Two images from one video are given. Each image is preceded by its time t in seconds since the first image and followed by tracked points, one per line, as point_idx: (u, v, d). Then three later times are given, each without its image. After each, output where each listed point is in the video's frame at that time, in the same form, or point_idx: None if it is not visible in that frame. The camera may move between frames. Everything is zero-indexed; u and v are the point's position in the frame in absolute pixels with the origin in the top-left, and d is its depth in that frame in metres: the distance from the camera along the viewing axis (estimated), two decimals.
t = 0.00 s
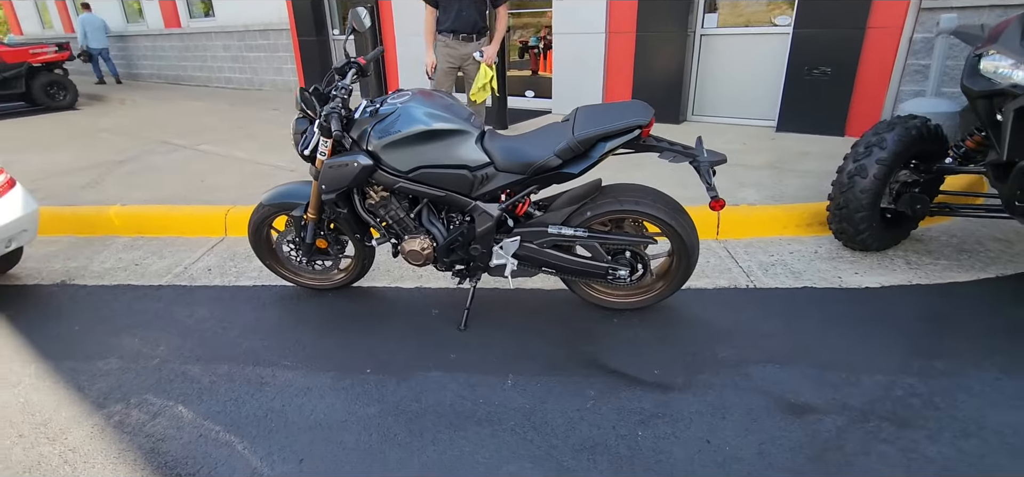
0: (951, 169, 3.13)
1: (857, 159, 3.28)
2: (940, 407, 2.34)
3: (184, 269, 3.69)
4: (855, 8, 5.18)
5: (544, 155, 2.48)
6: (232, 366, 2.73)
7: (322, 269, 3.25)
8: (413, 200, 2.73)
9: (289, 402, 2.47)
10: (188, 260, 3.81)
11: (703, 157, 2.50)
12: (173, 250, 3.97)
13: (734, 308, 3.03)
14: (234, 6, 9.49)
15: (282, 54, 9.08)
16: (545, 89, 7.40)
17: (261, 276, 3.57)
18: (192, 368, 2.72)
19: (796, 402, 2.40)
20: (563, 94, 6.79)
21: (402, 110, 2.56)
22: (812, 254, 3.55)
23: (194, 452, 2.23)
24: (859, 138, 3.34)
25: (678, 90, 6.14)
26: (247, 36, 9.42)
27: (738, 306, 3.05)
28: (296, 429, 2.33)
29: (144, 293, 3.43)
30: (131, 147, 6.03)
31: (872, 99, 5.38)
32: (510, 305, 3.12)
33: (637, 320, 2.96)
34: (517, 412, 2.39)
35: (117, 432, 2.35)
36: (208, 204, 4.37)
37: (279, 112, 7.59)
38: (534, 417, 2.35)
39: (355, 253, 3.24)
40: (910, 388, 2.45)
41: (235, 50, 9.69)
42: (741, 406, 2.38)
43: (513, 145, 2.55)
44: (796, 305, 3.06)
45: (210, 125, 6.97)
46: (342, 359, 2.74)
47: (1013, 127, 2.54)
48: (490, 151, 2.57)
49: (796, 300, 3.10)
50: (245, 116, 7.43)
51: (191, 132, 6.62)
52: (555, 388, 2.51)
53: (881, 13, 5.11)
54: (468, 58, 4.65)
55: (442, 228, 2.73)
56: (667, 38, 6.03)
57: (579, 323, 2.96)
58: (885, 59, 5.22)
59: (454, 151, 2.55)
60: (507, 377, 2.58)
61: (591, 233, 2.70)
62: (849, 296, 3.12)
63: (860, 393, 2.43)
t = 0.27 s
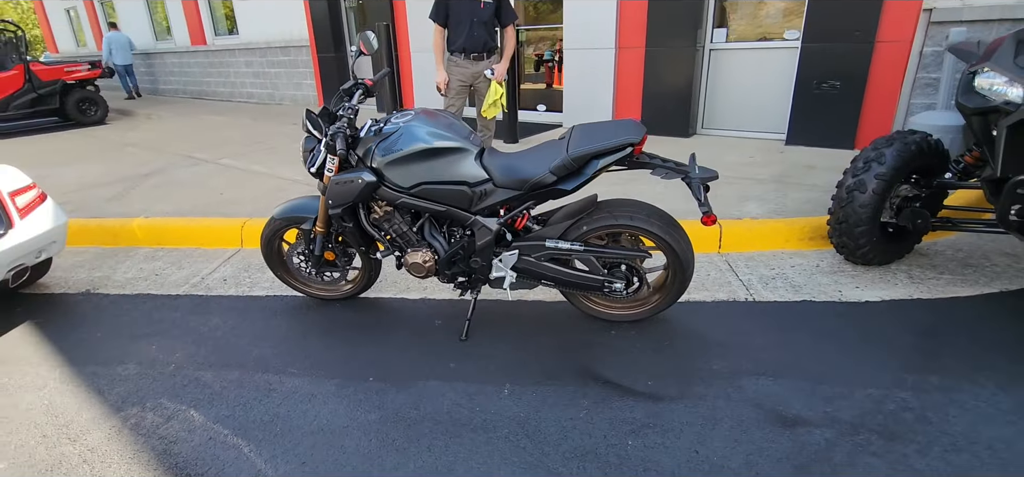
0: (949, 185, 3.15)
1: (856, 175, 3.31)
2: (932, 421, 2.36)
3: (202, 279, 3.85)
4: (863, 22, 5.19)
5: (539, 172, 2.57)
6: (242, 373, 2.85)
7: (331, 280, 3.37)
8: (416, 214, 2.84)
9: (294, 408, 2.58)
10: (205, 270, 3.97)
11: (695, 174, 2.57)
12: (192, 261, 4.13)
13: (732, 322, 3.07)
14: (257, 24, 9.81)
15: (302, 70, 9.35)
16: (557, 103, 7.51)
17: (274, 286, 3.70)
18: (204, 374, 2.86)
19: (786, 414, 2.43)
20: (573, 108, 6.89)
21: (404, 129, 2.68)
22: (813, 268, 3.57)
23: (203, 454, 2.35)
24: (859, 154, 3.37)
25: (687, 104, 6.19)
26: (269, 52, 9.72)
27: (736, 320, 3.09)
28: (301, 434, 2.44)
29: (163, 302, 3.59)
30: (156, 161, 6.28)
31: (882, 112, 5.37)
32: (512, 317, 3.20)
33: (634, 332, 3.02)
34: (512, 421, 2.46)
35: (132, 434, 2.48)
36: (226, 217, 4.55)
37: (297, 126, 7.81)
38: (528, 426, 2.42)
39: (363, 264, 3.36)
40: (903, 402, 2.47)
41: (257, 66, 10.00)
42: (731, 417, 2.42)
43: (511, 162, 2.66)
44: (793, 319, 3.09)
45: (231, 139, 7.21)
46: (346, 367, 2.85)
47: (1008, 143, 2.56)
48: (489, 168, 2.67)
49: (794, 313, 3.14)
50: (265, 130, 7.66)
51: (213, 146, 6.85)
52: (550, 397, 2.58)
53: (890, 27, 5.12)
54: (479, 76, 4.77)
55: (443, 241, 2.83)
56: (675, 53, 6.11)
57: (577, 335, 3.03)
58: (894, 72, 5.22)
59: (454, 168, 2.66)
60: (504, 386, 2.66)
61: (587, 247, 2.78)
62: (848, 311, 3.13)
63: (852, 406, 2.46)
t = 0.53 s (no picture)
0: (937, 196, 3.13)
1: (843, 186, 3.31)
2: (909, 435, 2.33)
3: (202, 289, 3.97)
4: (864, 33, 5.19)
5: (516, 184, 2.62)
6: (231, 379, 2.93)
7: (323, 290, 3.45)
8: (400, 225, 2.90)
9: (277, 414, 2.65)
10: (206, 280, 4.10)
11: (671, 185, 2.59)
12: (194, 271, 4.26)
13: (715, 333, 3.07)
14: (274, 41, 10.09)
15: (315, 86, 9.58)
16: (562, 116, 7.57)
17: (270, 296, 3.80)
18: (195, 380, 2.94)
19: (761, 426, 2.42)
20: (576, 120, 6.94)
21: (386, 143, 2.77)
22: (804, 280, 3.54)
23: (186, 457, 2.42)
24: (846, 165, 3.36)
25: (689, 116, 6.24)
26: (284, 69, 9.98)
27: (719, 331, 3.09)
28: (281, 439, 2.50)
29: (163, 310, 3.70)
30: (169, 174, 6.48)
31: (886, 122, 5.36)
32: (497, 327, 3.24)
33: (616, 342, 3.04)
34: (487, 429, 2.49)
35: (121, 437, 2.57)
36: (230, 228, 4.68)
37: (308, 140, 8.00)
38: (502, 434, 2.46)
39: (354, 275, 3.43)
40: (881, 416, 2.45)
41: (273, 82, 10.27)
42: (705, 428, 2.42)
43: (490, 175, 2.71)
44: (778, 330, 3.07)
45: (243, 153, 7.41)
46: (332, 375, 2.91)
47: (987, 155, 2.60)
48: (468, 180, 2.73)
49: (779, 325, 3.12)
50: (277, 144, 7.86)
51: (225, 160, 7.05)
52: (526, 406, 2.61)
53: (890, 38, 5.12)
54: (478, 90, 4.83)
55: (426, 252, 2.89)
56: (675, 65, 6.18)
57: (560, 345, 3.05)
58: (896, 83, 5.21)
59: (435, 180, 2.72)
60: (482, 395, 2.69)
61: (566, 257, 2.81)
62: (834, 323, 3.11)
63: (828, 419, 2.44)
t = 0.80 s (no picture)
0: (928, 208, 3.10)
1: (834, 198, 3.34)
2: (892, 451, 2.30)
3: (205, 299, 4.07)
4: (864, 42, 5.30)
5: (500, 198, 2.68)
6: (226, 389, 3.01)
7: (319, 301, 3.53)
8: (389, 239, 2.96)
9: (267, 424, 2.71)
10: (210, 291, 4.21)
11: (653, 201, 2.59)
12: (199, 282, 4.37)
13: (703, 346, 3.07)
14: (288, 54, 10.34)
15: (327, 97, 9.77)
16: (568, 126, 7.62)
17: (269, 307, 3.90)
18: (191, 390, 3.03)
19: (741, 440, 2.41)
20: (584, 130, 7.16)
21: (373, 159, 2.85)
22: (797, 292, 3.54)
23: (177, 465, 2.50)
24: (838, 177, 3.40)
25: (693, 125, 6.37)
26: (297, 81, 10.20)
27: (707, 344, 3.09)
28: (268, 448, 2.56)
29: (167, 321, 3.81)
30: (182, 186, 6.66)
31: (890, 130, 5.41)
32: (487, 339, 3.28)
33: (604, 354, 3.06)
34: (469, 441, 2.52)
35: (117, 445, 2.65)
36: (235, 239, 4.80)
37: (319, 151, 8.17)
38: (483, 446, 2.48)
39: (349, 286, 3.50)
40: (865, 431, 2.41)
41: (287, 94, 10.51)
42: (685, 442, 2.42)
43: (474, 189, 2.76)
44: (767, 343, 3.06)
45: (254, 164, 7.58)
46: (323, 385, 2.97)
47: (973, 167, 2.59)
48: (453, 195, 2.78)
49: (768, 338, 3.11)
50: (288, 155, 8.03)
51: (236, 171, 7.22)
52: (509, 418, 2.64)
53: (891, 47, 5.20)
54: (477, 103, 4.95)
55: (415, 265, 2.94)
56: (677, 75, 6.32)
57: (548, 357, 3.08)
58: (899, 91, 5.27)
59: (422, 194, 2.78)
60: (467, 407, 2.73)
61: (551, 270, 2.84)
62: (825, 336, 3.08)
63: (811, 433, 2.42)
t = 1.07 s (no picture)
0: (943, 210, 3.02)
1: (845, 201, 3.29)
2: (905, 461, 2.23)
3: (217, 303, 4.13)
4: (879, 41, 5.29)
5: (503, 204, 2.68)
6: (234, 393, 3.04)
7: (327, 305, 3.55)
8: (394, 244, 2.97)
9: (273, 428, 2.73)
10: (222, 295, 4.26)
11: (656, 206, 2.55)
12: (211, 286, 4.43)
13: (710, 351, 3.03)
14: (302, 59, 10.47)
15: (341, 101, 9.87)
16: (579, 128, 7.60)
17: (279, 311, 3.93)
18: (201, 394, 3.06)
19: (748, 449, 2.35)
20: (595, 132, 7.14)
21: (377, 165, 2.87)
22: (809, 297, 3.49)
23: (183, 468, 2.52)
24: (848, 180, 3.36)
25: (705, 126, 6.32)
26: (312, 86, 10.32)
27: (715, 350, 3.04)
28: (273, 453, 2.57)
29: (179, 324, 3.86)
30: (197, 191, 6.77)
31: (905, 130, 5.41)
32: (493, 344, 3.27)
33: (610, 360, 3.03)
34: (472, 447, 2.51)
35: (127, 448, 2.69)
36: (247, 244, 4.86)
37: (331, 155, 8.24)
38: (486, 452, 2.47)
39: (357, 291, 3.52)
40: (876, 439, 2.34)
41: (302, 98, 10.63)
42: (690, 450, 2.38)
43: (478, 194, 2.77)
44: (776, 349, 3.00)
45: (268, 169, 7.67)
46: (329, 390, 2.99)
47: (987, 169, 2.54)
48: (456, 200, 2.78)
49: (778, 344, 3.06)
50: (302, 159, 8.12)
51: (250, 176, 7.32)
52: (513, 424, 2.62)
53: (907, 46, 5.19)
54: (484, 107, 4.97)
55: (419, 270, 2.94)
56: (688, 76, 6.29)
57: (553, 363, 3.05)
58: (914, 90, 5.26)
59: (425, 200, 2.78)
60: (471, 412, 2.72)
61: (555, 275, 2.82)
62: (836, 342, 3.02)
63: (820, 442, 2.36)
